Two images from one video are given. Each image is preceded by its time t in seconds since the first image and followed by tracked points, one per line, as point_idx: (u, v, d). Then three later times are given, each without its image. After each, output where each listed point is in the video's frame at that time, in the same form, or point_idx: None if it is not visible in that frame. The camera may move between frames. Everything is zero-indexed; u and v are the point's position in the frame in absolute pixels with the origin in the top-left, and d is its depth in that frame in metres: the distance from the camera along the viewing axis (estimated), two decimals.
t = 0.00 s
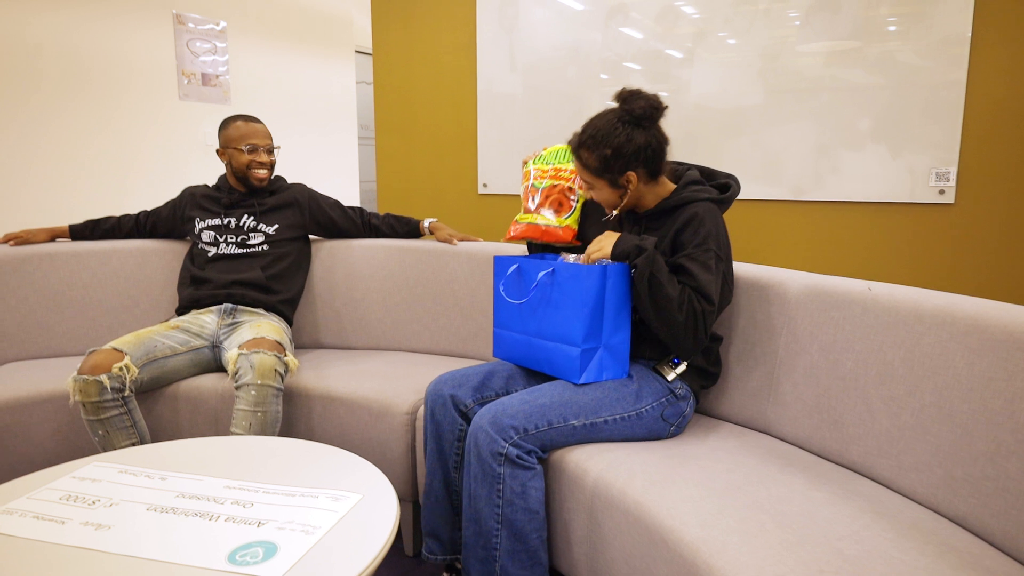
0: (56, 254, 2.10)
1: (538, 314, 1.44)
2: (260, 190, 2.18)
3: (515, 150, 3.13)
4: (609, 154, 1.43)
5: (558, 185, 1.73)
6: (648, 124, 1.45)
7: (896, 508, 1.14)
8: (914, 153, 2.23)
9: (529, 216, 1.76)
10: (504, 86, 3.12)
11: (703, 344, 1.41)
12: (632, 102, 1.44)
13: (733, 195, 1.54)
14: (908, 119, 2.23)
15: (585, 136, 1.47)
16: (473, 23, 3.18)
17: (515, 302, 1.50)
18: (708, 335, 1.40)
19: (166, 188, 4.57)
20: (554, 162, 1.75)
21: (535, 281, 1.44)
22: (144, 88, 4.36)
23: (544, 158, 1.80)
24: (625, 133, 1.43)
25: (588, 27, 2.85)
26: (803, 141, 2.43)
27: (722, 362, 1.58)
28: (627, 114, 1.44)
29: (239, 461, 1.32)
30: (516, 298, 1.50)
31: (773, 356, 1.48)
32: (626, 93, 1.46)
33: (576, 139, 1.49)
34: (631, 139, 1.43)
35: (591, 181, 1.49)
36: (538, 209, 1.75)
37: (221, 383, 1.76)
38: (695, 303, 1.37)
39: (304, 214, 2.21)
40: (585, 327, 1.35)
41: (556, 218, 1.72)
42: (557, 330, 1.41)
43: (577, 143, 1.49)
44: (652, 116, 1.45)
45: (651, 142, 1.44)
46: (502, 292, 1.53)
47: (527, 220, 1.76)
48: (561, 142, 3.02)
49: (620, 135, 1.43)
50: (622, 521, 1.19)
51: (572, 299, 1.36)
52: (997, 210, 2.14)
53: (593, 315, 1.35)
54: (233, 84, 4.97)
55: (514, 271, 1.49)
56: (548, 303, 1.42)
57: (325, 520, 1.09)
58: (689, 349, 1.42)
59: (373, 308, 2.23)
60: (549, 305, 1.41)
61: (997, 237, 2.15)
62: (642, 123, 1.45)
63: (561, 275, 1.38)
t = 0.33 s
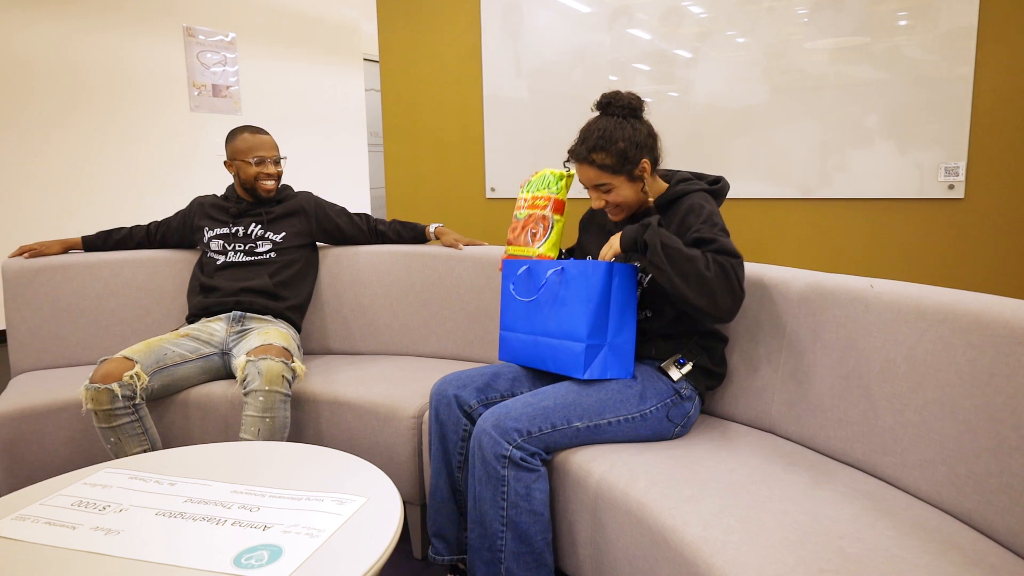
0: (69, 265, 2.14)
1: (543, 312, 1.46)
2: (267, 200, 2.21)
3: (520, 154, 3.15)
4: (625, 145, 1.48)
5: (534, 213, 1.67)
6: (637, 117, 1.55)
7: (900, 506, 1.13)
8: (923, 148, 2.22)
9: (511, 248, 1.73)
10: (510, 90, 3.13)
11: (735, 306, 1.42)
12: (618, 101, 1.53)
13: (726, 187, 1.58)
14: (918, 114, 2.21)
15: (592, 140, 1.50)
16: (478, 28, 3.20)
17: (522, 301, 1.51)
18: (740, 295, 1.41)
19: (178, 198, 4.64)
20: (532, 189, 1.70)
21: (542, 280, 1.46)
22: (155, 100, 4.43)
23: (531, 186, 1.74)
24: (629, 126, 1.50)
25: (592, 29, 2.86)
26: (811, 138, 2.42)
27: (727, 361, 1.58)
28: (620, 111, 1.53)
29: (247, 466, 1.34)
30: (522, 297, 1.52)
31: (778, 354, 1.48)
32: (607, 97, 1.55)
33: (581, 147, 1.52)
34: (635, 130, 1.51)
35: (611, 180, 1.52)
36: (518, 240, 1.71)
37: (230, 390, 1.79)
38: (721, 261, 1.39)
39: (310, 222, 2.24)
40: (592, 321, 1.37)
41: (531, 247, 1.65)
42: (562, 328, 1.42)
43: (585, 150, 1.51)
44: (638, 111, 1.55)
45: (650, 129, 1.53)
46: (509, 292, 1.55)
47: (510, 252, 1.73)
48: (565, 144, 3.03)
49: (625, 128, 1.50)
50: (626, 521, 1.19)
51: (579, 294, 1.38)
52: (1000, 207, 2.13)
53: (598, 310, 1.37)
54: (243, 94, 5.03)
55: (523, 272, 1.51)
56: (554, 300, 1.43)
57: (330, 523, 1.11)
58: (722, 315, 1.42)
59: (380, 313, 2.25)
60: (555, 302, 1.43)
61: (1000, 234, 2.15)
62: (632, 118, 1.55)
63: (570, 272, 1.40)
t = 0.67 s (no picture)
0: (89, 273, 2.16)
1: (557, 320, 1.44)
2: (285, 207, 2.22)
3: (537, 160, 3.14)
4: (637, 141, 1.50)
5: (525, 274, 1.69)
6: (657, 117, 1.56)
7: (928, 520, 1.10)
8: (947, 152, 2.17)
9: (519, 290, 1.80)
10: (526, 96, 3.13)
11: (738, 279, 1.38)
12: (637, 99, 1.55)
13: (737, 186, 1.62)
14: (941, 117, 2.17)
15: (606, 132, 1.53)
16: (494, 35, 3.21)
17: (535, 308, 1.49)
18: (741, 268, 1.38)
19: (198, 206, 4.70)
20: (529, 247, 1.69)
21: (555, 287, 1.44)
22: (176, 109, 4.49)
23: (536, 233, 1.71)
24: (645, 124, 1.53)
25: (608, 35, 2.85)
26: (831, 142, 2.39)
27: (747, 370, 1.55)
28: (639, 108, 1.55)
29: (263, 475, 1.34)
30: (535, 304, 1.50)
31: (800, 363, 1.45)
32: (628, 94, 1.58)
33: (594, 140, 1.56)
34: (651, 128, 1.53)
35: (620, 175, 1.55)
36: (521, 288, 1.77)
37: (247, 397, 1.79)
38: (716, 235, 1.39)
39: (327, 228, 2.25)
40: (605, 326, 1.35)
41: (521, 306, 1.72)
42: (577, 335, 1.40)
43: (599, 142, 1.54)
44: (657, 111, 1.57)
45: (667, 129, 1.55)
46: (522, 299, 1.53)
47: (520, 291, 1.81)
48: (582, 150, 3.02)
49: (640, 124, 1.52)
50: (645, 533, 1.17)
51: (593, 300, 1.36)
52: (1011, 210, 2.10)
53: (613, 317, 1.35)
54: (261, 103, 5.09)
55: (536, 280, 1.49)
56: (568, 307, 1.42)
57: (345, 533, 1.10)
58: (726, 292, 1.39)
59: (397, 320, 2.25)
60: (569, 309, 1.41)
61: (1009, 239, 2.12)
62: (650, 117, 1.57)
63: (583, 279, 1.39)
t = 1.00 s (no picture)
0: (78, 269, 2.10)
1: (561, 333, 1.39)
2: (281, 207, 2.17)
3: (539, 165, 3.09)
4: (652, 143, 1.47)
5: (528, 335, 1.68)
6: (670, 123, 1.54)
7: (946, 552, 1.04)
8: (956, 167, 2.13)
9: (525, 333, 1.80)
10: (529, 100, 3.08)
11: (720, 239, 1.38)
12: (651, 104, 1.53)
13: (740, 191, 1.63)
14: (950, 131, 2.13)
15: (621, 132, 1.50)
16: (498, 39, 3.16)
17: (538, 320, 1.45)
18: (717, 226, 1.39)
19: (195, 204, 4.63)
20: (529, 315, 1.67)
21: (559, 299, 1.40)
22: (173, 103, 4.41)
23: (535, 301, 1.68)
24: (660, 127, 1.50)
25: (614, 40, 2.81)
26: (838, 154, 2.34)
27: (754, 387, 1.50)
28: (653, 113, 1.53)
29: (250, 486, 1.28)
30: (539, 315, 1.46)
31: (811, 381, 1.40)
32: (643, 99, 1.56)
33: (607, 139, 1.52)
34: (665, 132, 1.50)
35: (631, 175, 1.50)
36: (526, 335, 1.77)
37: (237, 403, 1.73)
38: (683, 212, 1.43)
39: (325, 229, 2.19)
40: (611, 341, 1.30)
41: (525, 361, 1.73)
42: (581, 349, 1.35)
43: (611, 141, 1.51)
44: (671, 118, 1.55)
45: (680, 136, 1.53)
46: (524, 310, 1.49)
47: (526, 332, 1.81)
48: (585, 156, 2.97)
49: (655, 127, 1.49)
50: (648, 558, 1.12)
51: (599, 314, 1.31)
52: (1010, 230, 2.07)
53: (620, 332, 1.30)
54: (261, 100, 5.02)
55: (538, 288, 1.45)
56: (573, 320, 1.37)
57: (335, 553, 1.04)
58: (714, 253, 1.37)
59: (394, 325, 2.19)
60: (574, 322, 1.36)
61: (1006, 259, 2.09)
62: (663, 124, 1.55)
63: (588, 292, 1.34)
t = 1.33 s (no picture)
0: (32, 257, 1.97)
1: (543, 331, 1.34)
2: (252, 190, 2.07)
3: (518, 152, 3.01)
4: (635, 126, 1.42)
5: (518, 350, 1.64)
6: (656, 111, 1.49)
7: (949, 557, 1.02)
8: (938, 162, 2.12)
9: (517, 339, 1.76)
10: (508, 86, 3.00)
11: (693, 225, 1.31)
12: (637, 90, 1.48)
13: (723, 179, 1.52)
14: (933, 125, 2.11)
15: (604, 115, 1.45)
16: (475, 22, 3.07)
17: (515, 318, 1.40)
18: (688, 213, 1.32)
19: (159, 189, 4.45)
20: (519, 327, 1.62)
21: (536, 295, 1.34)
22: (136, 83, 4.22)
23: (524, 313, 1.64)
24: (644, 112, 1.44)
25: (596, 26, 2.74)
26: (820, 147, 2.32)
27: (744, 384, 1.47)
28: (636, 100, 1.48)
29: (219, 492, 1.20)
30: (519, 313, 1.40)
31: (805, 379, 1.36)
32: (629, 86, 1.51)
33: (590, 121, 1.46)
34: (650, 117, 1.44)
35: (613, 159, 1.44)
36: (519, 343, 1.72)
37: (204, 399, 1.63)
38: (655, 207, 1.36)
39: (297, 215, 2.09)
40: (597, 340, 1.24)
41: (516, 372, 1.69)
42: (564, 347, 1.29)
43: (594, 125, 1.45)
44: (657, 105, 1.50)
45: (665, 123, 1.47)
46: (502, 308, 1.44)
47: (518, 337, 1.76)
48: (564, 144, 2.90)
49: (641, 112, 1.44)
50: (644, 566, 1.07)
51: (583, 312, 1.25)
52: (1007, 227, 2.06)
53: (607, 329, 1.25)
54: (229, 81, 4.83)
55: (515, 284, 1.40)
56: (554, 317, 1.31)
57: (313, 565, 0.97)
58: (691, 241, 1.30)
59: (369, 317, 2.10)
60: (555, 321, 1.30)
61: (1004, 256, 2.08)
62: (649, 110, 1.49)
63: (566, 288, 1.28)
